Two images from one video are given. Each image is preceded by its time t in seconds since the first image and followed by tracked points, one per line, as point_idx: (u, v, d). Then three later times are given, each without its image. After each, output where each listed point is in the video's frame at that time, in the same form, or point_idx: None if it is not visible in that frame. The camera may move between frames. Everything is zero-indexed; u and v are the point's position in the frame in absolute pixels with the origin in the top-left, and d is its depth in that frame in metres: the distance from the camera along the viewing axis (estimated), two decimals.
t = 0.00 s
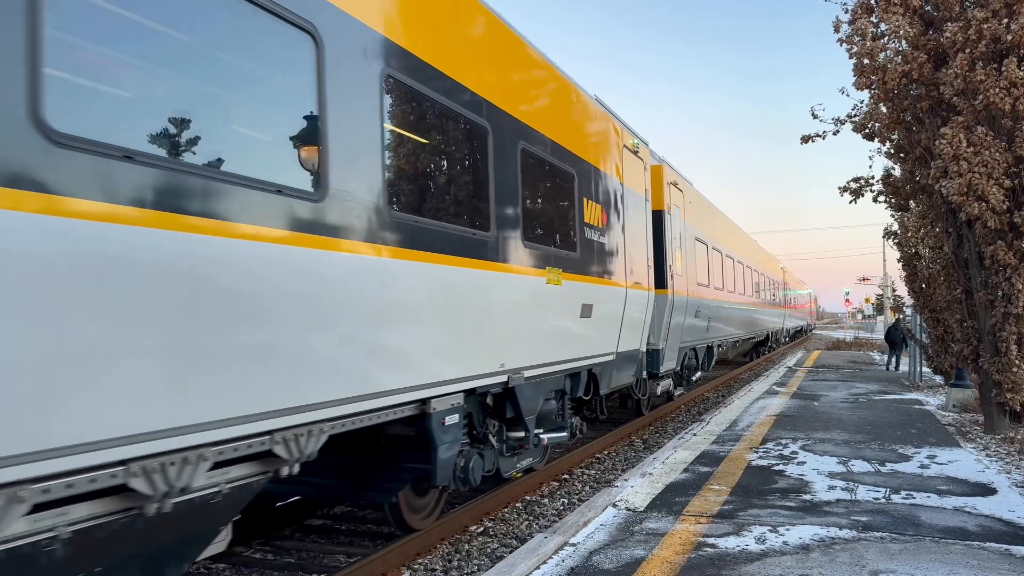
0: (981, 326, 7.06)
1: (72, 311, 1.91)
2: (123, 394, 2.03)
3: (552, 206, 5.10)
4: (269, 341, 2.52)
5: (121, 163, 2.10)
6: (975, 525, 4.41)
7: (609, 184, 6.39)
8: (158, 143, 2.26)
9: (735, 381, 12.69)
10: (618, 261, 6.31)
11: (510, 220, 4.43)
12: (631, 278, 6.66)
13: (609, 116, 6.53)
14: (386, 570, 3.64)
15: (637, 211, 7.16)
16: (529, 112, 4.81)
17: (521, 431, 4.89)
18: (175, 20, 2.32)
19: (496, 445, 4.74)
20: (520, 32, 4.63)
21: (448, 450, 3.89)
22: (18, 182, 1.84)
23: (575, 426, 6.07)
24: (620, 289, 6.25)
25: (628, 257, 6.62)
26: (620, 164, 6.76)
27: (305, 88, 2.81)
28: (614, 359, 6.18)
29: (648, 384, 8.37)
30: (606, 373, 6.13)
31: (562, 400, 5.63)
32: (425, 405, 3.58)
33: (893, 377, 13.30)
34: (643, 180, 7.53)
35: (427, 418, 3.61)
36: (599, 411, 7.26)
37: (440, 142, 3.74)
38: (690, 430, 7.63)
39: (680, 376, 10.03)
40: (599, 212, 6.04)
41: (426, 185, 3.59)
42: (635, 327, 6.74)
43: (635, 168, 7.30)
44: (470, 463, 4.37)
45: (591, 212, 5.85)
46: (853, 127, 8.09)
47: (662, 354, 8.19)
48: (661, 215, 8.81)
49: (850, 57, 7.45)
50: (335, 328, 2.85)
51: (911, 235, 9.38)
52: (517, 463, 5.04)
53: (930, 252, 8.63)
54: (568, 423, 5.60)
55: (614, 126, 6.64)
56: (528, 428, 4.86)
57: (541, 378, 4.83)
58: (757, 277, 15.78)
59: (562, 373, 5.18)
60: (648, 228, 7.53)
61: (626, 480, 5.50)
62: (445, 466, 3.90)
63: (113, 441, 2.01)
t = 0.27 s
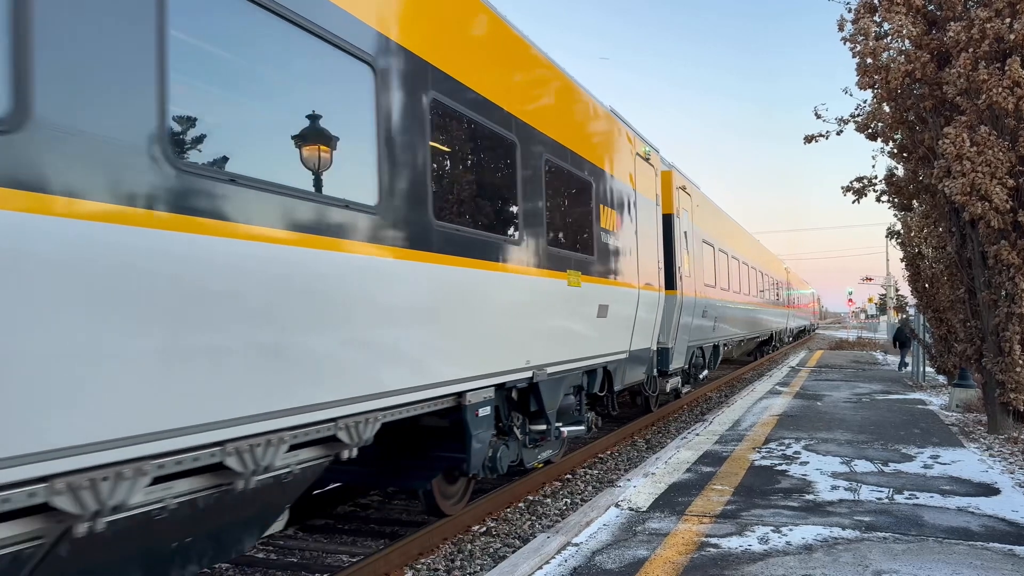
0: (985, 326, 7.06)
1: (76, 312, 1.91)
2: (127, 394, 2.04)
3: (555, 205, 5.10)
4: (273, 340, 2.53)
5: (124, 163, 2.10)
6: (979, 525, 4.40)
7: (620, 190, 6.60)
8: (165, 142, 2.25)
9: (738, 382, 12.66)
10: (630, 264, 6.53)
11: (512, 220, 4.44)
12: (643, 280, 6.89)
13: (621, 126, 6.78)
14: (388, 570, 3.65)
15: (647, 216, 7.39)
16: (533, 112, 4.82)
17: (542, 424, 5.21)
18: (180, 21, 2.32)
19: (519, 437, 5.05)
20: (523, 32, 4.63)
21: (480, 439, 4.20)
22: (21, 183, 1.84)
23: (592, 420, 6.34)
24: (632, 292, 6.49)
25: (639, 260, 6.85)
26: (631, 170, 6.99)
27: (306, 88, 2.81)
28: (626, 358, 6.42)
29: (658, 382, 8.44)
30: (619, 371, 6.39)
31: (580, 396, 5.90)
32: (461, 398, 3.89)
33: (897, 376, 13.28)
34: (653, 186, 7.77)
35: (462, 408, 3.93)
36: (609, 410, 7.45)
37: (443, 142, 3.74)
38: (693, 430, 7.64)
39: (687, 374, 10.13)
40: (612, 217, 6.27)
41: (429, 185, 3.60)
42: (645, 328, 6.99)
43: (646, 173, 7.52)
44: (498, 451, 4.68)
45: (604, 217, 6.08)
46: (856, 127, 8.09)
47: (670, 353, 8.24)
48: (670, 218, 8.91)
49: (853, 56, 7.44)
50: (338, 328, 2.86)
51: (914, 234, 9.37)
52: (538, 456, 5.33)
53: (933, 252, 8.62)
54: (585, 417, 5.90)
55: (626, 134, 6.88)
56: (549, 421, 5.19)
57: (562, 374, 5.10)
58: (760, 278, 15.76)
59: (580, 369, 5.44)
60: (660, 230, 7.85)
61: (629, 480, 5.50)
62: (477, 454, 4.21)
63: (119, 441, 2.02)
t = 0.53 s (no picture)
0: (988, 325, 7.05)
1: (76, 311, 1.92)
2: (128, 394, 2.05)
3: (556, 205, 5.10)
4: (275, 340, 2.54)
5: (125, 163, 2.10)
6: (981, 525, 4.40)
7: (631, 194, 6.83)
8: (170, 141, 2.25)
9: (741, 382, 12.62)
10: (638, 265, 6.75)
11: (514, 219, 4.44)
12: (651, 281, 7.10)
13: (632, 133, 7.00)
14: (390, 569, 3.66)
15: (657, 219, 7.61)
16: (535, 112, 4.82)
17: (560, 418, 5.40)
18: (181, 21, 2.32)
19: (539, 430, 5.23)
20: (525, 31, 4.64)
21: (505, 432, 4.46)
22: (22, 183, 1.84)
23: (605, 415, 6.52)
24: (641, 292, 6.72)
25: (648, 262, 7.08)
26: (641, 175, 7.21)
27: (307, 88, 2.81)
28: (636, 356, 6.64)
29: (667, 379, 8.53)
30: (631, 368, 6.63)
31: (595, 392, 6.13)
32: (490, 392, 4.14)
33: (899, 376, 13.26)
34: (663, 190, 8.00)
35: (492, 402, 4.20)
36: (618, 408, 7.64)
37: (445, 141, 3.75)
38: (695, 430, 7.63)
39: (693, 372, 10.23)
40: (624, 221, 6.50)
41: (431, 184, 3.60)
42: (655, 328, 7.23)
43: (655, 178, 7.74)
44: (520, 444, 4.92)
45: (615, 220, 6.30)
46: (859, 126, 8.08)
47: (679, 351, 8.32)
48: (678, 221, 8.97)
49: (855, 55, 7.42)
50: (341, 328, 2.87)
51: (917, 234, 9.35)
52: (556, 448, 5.57)
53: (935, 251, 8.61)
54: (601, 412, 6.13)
55: (637, 141, 7.10)
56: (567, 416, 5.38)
57: (578, 371, 5.33)
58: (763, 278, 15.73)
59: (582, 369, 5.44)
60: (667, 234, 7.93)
61: (631, 479, 5.50)
62: (502, 445, 4.48)
63: (119, 441, 2.02)
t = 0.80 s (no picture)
0: (990, 325, 7.04)
1: (76, 310, 1.91)
2: (127, 394, 2.04)
3: (558, 204, 5.10)
4: (278, 339, 2.54)
5: (126, 163, 2.11)
6: (983, 525, 4.39)
7: (642, 199, 7.07)
8: (169, 140, 2.27)
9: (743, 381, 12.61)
10: (649, 267, 7.00)
11: (516, 218, 4.44)
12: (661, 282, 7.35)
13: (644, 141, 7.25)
14: (392, 568, 3.66)
15: (666, 222, 7.86)
16: (537, 111, 4.82)
17: (576, 413, 5.67)
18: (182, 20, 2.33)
19: (556, 423, 5.50)
20: (527, 30, 4.63)
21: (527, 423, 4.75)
22: (23, 182, 1.84)
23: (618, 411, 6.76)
24: (652, 293, 7.00)
25: (658, 264, 7.33)
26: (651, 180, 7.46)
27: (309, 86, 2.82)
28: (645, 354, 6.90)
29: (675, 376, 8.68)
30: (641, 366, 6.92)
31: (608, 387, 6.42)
32: (514, 387, 4.44)
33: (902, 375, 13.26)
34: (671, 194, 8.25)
35: (518, 395, 4.52)
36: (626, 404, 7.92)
37: (448, 141, 3.75)
38: (697, 429, 7.64)
39: (701, 368, 10.38)
40: (636, 225, 6.76)
41: (433, 183, 3.60)
42: (664, 327, 7.49)
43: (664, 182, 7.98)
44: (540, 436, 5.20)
45: (628, 225, 6.56)
46: (861, 125, 8.07)
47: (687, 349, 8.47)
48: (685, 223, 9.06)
49: (858, 54, 7.42)
50: (343, 327, 2.87)
51: (919, 233, 9.34)
52: (571, 441, 5.84)
53: (938, 251, 8.60)
54: (614, 408, 6.41)
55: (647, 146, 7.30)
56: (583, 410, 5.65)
57: (594, 367, 5.61)
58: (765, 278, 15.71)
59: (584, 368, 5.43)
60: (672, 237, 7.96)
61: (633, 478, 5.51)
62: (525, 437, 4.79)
63: (119, 440, 2.02)
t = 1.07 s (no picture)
0: (993, 324, 7.03)
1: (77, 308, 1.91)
2: (126, 394, 2.03)
3: (560, 203, 5.10)
4: (280, 338, 2.55)
5: (125, 162, 2.11)
6: (986, 524, 4.39)
7: (653, 202, 7.35)
8: (172, 137, 2.29)
9: (745, 380, 12.62)
10: (660, 267, 7.29)
11: (518, 217, 4.44)
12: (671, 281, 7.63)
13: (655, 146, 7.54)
14: (394, 567, 3.67)
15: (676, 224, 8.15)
16: (539, 110, 4.81)
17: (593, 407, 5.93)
18: (184, 19, 2.33)
19: (574, 417, 5.76)
20: (529, 29, 4.63)
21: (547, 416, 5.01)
22: (23, 180, 1.85)
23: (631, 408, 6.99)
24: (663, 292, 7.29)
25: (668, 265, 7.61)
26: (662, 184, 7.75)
27: (310, 84, 2.81)
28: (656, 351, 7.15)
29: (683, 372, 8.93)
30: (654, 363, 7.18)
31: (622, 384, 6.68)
32: (539, 380, 4.72)
33: (904, 375, 13.24)
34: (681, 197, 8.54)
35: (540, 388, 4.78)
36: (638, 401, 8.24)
37: (450, 140, 3.75)
38: (699, 428, 7.64)
39: (707, 367, 10.52)
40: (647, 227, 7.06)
41: (435, 184, 3.61)
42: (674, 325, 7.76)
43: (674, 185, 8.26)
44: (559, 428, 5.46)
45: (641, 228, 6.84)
46: (864, 124, 8.06)
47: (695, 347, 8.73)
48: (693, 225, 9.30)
49: (860, 53, 7.40)
50: (345, 326, 2.86)
51: (922, 232, 9.32)
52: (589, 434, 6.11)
53: (941, 250, 8.59)
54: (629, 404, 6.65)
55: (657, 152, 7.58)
56: (599, 404, 5.91)
57: (610, 363, 5.87)
58: (767, 277, 15.67)
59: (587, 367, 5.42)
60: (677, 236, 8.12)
61: (635, 477, 5.51)
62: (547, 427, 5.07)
63: (120, 439, 2.02)
